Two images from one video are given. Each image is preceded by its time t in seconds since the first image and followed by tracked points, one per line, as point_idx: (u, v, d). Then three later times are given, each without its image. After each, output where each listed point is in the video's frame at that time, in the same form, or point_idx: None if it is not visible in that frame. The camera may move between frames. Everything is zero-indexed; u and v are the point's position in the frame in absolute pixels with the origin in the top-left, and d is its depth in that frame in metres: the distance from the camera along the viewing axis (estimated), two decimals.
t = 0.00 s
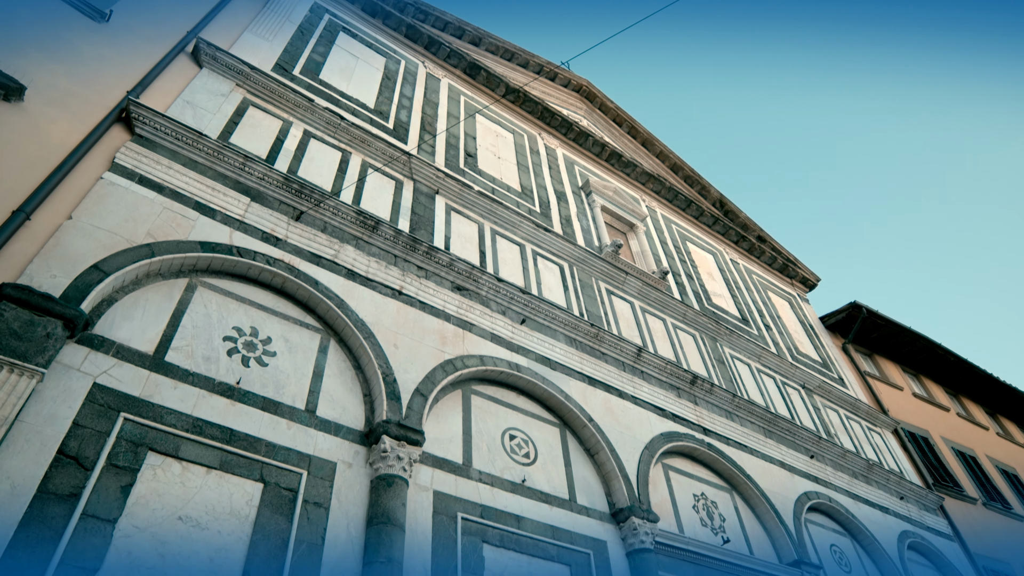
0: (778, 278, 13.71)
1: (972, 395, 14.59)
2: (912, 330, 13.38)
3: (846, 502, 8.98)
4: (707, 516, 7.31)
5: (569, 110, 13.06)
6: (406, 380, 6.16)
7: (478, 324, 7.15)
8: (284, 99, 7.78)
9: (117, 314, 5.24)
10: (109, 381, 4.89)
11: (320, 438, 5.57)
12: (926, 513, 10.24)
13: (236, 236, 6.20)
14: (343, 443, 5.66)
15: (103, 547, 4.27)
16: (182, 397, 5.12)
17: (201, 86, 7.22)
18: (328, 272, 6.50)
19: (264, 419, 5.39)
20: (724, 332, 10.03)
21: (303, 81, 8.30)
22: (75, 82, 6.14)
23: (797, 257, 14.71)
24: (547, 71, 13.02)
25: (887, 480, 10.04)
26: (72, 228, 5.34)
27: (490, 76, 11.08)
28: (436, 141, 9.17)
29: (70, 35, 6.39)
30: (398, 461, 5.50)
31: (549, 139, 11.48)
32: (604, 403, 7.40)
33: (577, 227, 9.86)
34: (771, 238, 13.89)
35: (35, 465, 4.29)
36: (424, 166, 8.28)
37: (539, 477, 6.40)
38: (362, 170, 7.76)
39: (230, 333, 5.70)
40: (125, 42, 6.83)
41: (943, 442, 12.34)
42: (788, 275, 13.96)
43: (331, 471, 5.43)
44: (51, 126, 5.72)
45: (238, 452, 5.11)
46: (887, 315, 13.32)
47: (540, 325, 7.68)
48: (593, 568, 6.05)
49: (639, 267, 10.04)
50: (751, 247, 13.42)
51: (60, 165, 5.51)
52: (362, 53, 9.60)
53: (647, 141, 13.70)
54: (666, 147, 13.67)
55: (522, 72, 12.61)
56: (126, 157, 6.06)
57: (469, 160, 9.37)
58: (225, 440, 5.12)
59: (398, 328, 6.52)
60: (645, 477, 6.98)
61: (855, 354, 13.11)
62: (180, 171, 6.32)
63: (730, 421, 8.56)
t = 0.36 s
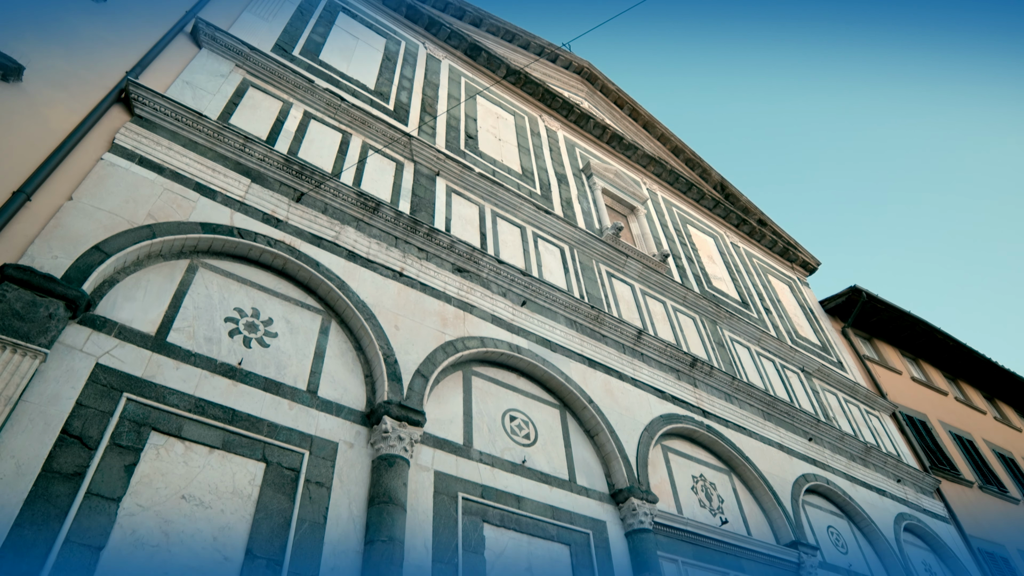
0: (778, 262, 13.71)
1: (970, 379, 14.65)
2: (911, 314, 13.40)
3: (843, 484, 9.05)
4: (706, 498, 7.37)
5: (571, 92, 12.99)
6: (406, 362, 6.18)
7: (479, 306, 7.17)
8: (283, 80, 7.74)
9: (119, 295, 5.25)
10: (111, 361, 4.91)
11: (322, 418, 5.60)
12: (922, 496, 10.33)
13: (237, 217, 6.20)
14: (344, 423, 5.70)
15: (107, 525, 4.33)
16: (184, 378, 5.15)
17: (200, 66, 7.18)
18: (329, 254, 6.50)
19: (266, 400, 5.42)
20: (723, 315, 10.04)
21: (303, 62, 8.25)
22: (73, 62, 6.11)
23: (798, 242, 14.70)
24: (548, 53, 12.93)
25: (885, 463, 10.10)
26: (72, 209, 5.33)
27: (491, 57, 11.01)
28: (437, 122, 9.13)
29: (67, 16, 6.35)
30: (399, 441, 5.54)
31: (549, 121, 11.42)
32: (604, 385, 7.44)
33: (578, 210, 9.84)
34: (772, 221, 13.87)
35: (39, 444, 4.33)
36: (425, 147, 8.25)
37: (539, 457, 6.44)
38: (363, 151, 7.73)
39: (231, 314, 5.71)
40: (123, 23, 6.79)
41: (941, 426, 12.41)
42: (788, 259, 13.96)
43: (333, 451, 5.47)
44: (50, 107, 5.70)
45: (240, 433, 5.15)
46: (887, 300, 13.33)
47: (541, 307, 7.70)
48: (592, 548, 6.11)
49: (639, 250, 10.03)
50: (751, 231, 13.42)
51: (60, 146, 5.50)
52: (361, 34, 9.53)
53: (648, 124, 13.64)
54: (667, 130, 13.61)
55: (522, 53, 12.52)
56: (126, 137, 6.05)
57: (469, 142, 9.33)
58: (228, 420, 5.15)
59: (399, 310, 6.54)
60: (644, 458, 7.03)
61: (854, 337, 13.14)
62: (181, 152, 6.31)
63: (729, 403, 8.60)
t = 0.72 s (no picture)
0: (778, 242, 13.71)
1: (968, 361, 14.71)
2: (910, 295, 13.42)
3: (840, 462, 9.12)
4: (704, 475, 7.44)
5: (571, 71, 12.90)
6: (407, 339, 6.20)
7: (479, 285, 7.18)
8: (282, 57, 7.68)
9: (120, 273, 5.26)
10: (113, 338, 4.94)
11: (323, 395, 5.64)
12: (919, 475, 10.42)
13: (237, 195, 6.19)
14: (346, 400, 5.73)
15: (112, 499, 4.37)
16: (186, 355, 5.17)
17: (199, 44, 7.13)
18: (329, 232, 6.50)
19: (267, 377, 5.45)
20: (723, 295, 10.06)
21: (302, 39, 8.19)
22: (70, 39, 6.07)
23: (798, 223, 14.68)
24: (549, 31, 12.82)
25: (882, 442, 10.18)
26: (72, 186, 5.33)
27: (492, 35, 10.93)
28: (437, 100, 9.08)
29: None
30: (400, 418, 5.58)
31: (550, 100, 11.36)
32: (603, 363, 7.47)
33: (578, 189, 9.82)
34: (772, 201, 13.84)
35: (43, 420, 4.37)
36: (425, 125, 8.21)
37: (539, 435, 6.49)
38: (363, 130, 7.70)
39: (232, 292, 5.72)
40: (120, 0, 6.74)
41: (938, 407, 12.49)
42: (788, 240, 13.96)
43: (334, 427, 5.52)
44: (48, 84, 5.67)
45: (242, 409, 5.19)
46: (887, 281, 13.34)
47: (541, 286, 7.71)
48: (590, 523, 6.18)
49: (639, 229, 10.03)
50: (751, 211, 13.40)
51: (58, 123, 5.48)
52: (361, 11, 9.45)
53: (649, 103, 13.56)
54: (668, 109, 13.53)
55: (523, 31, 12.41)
56: (125, 115, 6.02)
57: (469, 121, 9.29)
58: (229, 396, 5.19)
59: (399, 288, 6.55)
60: (643, 436, 7.09)
61: (853, 318, 13.16)
62: (180, 130, 6.28)
63: (728, 382, 8.65)
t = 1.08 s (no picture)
0: (778, 222, 13.70)
1: (966, 342, 14.76)
2: (910, 276, 13.43)
3: (837, 441, 9.19)
4: (702, 453, 7.50)
5: (572, 49, 12.81)
6: (408, 316, 6.22)
7: (479, 263, 7.19)
8: (281, 33, 7.62)
9: (120, 249, 5.27)
10: (115, 314, 4.95)
11: (324, 371, 5.67)
12: (915, 454, 10.50)
13: (237, 171, 6.18)
14: (346, 376, 5.77)
15: (115, 473, 4.42)
16: (187, 331, 5.19)
17: (197, 20, 7.08)
18: (329, 209, 6.50)
19: (268, 353, 5.47)
20: (723, 274, 10.07)
21: (301, 15, 8.12)
22: (66, 16, 6.04)
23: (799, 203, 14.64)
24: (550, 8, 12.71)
25: (879, 422, 10.24)
26: (71, 162, 5.31)
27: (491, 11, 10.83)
28: (436, 77, 9.02)
29: None
30: (401, 393, 5.61)
31: (551, 78, 11.29)
32: (603, 341, 7.50)
33: (578, 167, 9.80)
34: (773, 182, 13.80)
35: (46, 395, 4.40)
36: (425, 103, 8.17)
37: (539, 411, 6.54)
38: (362, 107, 7.67)
39: (233, 268, 5.73)
40: None
41: (935, 387, 12.56)
42: (788, 220, 13.95)
43: (335, 403, 5.55)
44: (45, 60, 5.64)
45: (243, 384, 5.22)
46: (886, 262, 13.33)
47: (540, 264, 7.72)
48: (589, 499, 6.24)
49: (639, 208, 10.01)
50: (752, 191, 13.39)
51: (56, 99, 5.47)
52: None
53: (650, 82, 13.48)
54: (669, 88, 13.45)
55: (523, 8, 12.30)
56: (123, 91, 5.99)
57: (470, 98, 9.24)
58: (231, 372, 5.22)
59: (399, 265, 6.56)
60: (642, 413, 7.13)
61: (852, 299, 13.18)
62: (179, 106, 6.25)
63: (726, 361, 8.69)
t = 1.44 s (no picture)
0: (780, 201, 13.68)
1: (965, 322, 14.80)
2: (910, 256, 13.42)
3: (835, 418, 9.26)
4: (701, 429, 7.55)
5: (574, 25, 12.69)
6: (408, 292, 6.24)
7: (480, 239, 7.19)
8: (280, 8, 7.55)
9: (121, 224, 5.27)
10: (116, 289, 4.96)
11: (325, 346, 5.69)
12: (912, 432, 10.57)
13: (237, 147, 6.16)
14: (348, 351, 5.79)
15: (119, 446, 4.46)
16: (189, 306, 5.21)
17: None
18: (330, 185, 6.49)
19: (270, 328, 5.50)
20: (723, 252, 10.07)
21: None
22: None
23: (801, 182, 14.60)
24: None
25: (877, 400, 10.30)
26: (70, 137, 5.29)
27: None
28: (437, 53, 8.96)
29: None
30: (402, 369, 5.64)
31: (552, 55, 11.20)
32: (603, 318, 7.52)
33: (579, 144, 9.76)
34: (775, 160, 13.74)
35: (49, 369, 4.43)
36: (425, 79, 8.12)
37: (539, 387, 6.58)
38: (363, 82, 7.62)
39: (234, 244, 5.73)
40: None
41: (934, 367, 12.61)
42: (789, 199, 13.92)
43: (337, 378, 5.59)
44: (42, 36, 5.61)
45: (245, 359, 5.25)
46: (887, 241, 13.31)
47: (541, 241, 7.72)
48: (589, 474, 6.31)
49: (641, 186, 9.99)
50: (753, 169, 13.35)
51: (53, 74, 5.45)
52: None
53: (652, 58, 13.37)
54: (671, 65, 13.35)
55: None
56: (121, 65, 5.95)
57: (470, 74, 9.18)
58: (233, 347, 5.24)
59: (400, 241, 6.56)
60: (642, 389, 7.18)
61: (853, 278, 13.19)
62: (178, 81, 6.22)
63: (726, 338, 8.72)
